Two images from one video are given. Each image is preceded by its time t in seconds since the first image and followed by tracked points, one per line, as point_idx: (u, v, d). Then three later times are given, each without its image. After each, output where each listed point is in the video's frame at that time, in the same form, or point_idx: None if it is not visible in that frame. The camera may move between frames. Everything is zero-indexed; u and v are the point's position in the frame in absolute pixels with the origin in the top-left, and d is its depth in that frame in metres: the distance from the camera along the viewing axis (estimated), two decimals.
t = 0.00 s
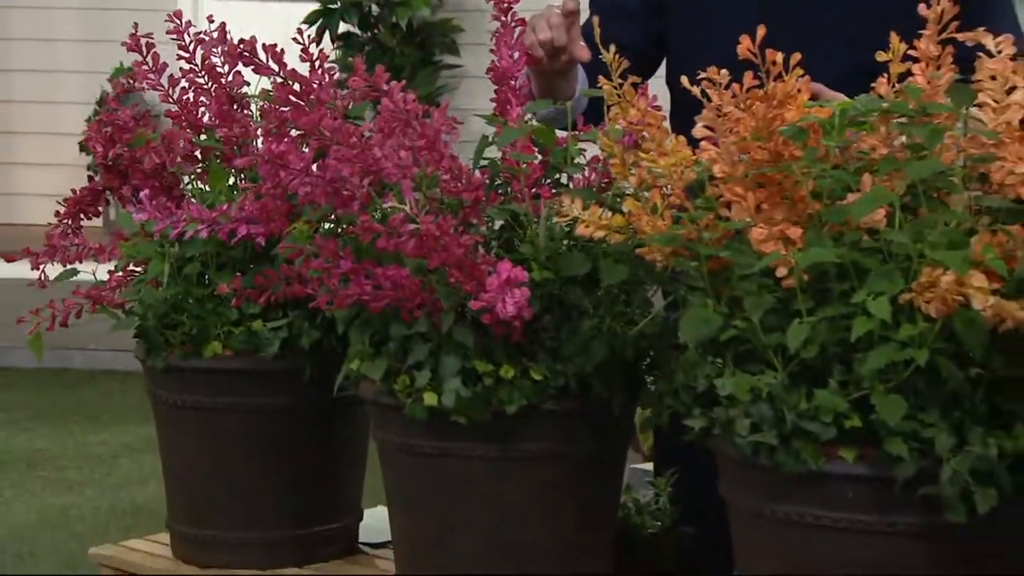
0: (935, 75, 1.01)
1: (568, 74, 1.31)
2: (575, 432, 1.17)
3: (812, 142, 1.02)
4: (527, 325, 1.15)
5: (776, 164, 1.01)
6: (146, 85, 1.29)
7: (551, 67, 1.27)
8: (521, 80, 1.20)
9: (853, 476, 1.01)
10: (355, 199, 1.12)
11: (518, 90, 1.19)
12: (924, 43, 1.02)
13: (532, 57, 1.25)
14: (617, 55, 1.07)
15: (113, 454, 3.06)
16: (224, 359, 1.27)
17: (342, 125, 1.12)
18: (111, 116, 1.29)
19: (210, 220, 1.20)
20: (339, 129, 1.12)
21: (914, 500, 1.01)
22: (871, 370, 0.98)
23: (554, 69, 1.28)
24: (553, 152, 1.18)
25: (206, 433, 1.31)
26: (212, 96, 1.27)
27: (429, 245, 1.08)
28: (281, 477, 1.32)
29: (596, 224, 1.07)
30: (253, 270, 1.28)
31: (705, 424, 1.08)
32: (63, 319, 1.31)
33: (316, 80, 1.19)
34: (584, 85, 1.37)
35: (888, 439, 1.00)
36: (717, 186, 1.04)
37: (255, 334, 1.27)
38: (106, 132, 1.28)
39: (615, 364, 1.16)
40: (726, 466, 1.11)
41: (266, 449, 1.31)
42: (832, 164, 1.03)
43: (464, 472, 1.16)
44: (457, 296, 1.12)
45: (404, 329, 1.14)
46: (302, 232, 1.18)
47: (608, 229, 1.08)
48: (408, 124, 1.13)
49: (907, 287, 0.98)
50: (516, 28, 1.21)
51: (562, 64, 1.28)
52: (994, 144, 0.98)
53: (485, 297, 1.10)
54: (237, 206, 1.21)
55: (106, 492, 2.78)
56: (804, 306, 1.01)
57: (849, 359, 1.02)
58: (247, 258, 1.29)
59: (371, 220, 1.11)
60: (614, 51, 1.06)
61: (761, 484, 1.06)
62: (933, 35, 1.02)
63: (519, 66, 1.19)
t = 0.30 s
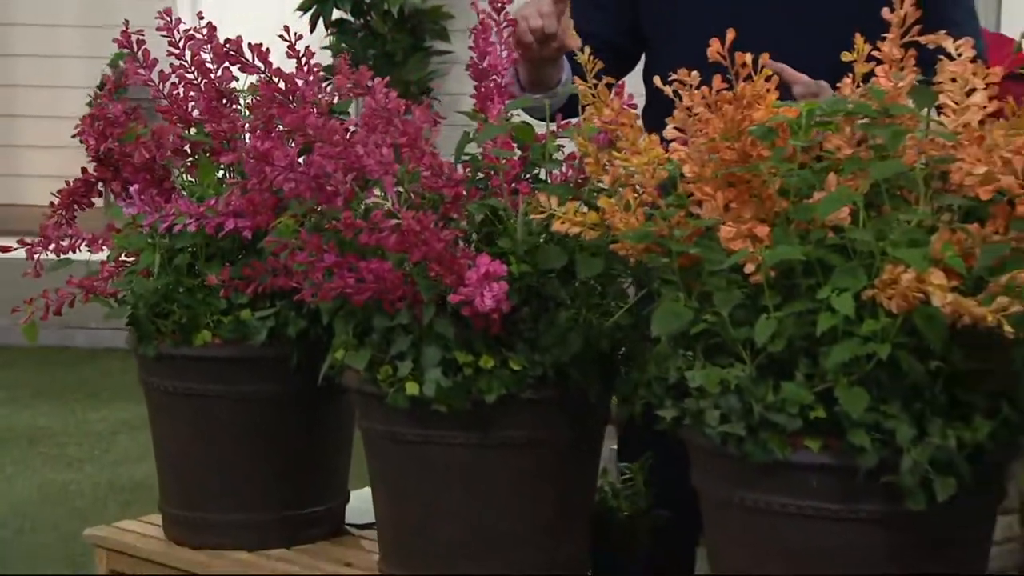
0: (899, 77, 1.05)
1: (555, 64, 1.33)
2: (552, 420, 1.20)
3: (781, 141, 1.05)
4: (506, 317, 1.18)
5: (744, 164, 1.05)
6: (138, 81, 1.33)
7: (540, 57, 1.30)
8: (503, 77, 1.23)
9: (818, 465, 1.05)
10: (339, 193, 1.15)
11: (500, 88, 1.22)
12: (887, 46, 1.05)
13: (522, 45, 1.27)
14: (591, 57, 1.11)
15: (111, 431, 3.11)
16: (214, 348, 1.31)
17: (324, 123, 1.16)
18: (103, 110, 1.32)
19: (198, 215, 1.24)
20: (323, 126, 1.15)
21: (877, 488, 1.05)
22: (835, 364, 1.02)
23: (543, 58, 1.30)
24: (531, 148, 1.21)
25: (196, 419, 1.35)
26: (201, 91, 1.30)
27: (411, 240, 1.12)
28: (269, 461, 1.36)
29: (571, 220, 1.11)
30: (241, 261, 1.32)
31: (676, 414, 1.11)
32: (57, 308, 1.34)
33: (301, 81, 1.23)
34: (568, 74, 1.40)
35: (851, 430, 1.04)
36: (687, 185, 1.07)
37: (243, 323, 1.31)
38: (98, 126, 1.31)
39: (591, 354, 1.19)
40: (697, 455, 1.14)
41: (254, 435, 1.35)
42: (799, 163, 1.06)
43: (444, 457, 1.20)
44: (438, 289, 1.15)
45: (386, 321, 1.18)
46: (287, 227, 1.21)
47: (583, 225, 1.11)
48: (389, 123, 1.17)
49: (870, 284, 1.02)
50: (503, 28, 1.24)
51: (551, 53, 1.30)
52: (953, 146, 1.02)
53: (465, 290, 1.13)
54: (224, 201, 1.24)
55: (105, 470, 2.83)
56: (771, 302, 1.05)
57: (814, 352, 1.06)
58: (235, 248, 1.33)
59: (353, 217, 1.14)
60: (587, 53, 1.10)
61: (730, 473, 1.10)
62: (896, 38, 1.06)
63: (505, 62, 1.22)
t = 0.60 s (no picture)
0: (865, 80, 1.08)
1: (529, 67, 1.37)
2: (530, 410, 1.24)
3: (751, 143, 1.10)
4: (487, 312, 1.22)
5: (715, 167, 1.08)
6: (129, 79, 1.36)
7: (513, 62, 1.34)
8: (484, 77, 1.26)
9: (786, 458, 1.08)
10: (324, 191, 1.18)
11: (481, 87, 1.25)
12: (853, 50, 1.09)
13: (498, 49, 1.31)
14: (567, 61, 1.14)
15: (111, 412, 3.16)
16: (204, 340, 1.35)
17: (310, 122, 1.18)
18: (95, 107, 1.35)
19: (187, 211, 1.28)
20: (308, 126, 1.18)
21: (842, 479, 1.09)
22: (802, 360, 1.05)
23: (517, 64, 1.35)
24: (512, 147, 1.24)
25: (186, 406, 1.38)
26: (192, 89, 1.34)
27: (393, 238, 1.14)
28: (259, 448, 1.40)
29: (549, 219, 1.14)
30: (230, 256, 1.35)
31: (650, 407, 1.15)
32: (51, 300, 1.37)
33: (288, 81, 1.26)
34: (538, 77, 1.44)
35: (817, 424, 1.07)
36: (661, 186, 1.11)
37: (232, 316, 1.34)
38: (90, 122, 1.35)
39: (569, 348, 1.23)
40: (670, 447, 1.18)
41: (243, 422, 1.39)
42: (768, 164, 1.09)
43: (426, 445, 1.23)
44: (419, 285, 1.19)
45: (370, 315, 1.21)
46: (273, 225, 1.25)
47: (560, 224, 1.14)
48: (373, 124, 1.20)
49: (835, 283, 1.05)
50: (485, 31, 1.27)
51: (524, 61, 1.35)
52: (915, 150, 1.05)
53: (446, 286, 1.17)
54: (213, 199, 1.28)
55: (105, 450, 2.88)
56: (740, 300, 1.08)
57: (783, 348, 1.09)
58: (223, 243, 1.36)
59: (337, 215, 1.17)
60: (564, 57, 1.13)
61: (701, 464, 1.13)
62: (862, 44, 1.09)
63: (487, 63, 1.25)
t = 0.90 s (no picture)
0: (833, 85, 1.12)
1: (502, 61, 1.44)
2: (512, 404, 1.28)
3: (724, 146, 1.13)
4: (469, 308, 1.25)
5: (688, 170, 1.11)
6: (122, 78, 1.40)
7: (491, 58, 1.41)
8: (465, 78, 1.27)
9: (756, 451, 1.12)
10: (310, 191, 1.20)
11: (464, 87, 1.27)
12: (823, 56, 1.12)
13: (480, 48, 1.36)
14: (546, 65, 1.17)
15: (110, 394, 3.20)
16: (195, 333, 1.38)
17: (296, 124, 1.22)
18: (89, 104, 1.40)
19: (178, 209, 1.32)
20: (294, 127, 1.22)
21: (811, 473, 1.12)
22: (772, 358, 1.08)
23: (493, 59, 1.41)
24: (494, 146, 1.28)
25: (178, 397, 1.42)
26: (183, 88, 1.37)
27: (377, 237, 1.17)
28: (250, 439, 1.44)
29: (528, 219, 1.17)
30: (220, 251, 1.38)
31: (626, 402, 1.18)
32: (46, 293, 1.41)
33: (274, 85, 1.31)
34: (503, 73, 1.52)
35: (787, 419, 1.10)
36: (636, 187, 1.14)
37: (223, 310, 1.38)
38: (85, 119, 1.39)
39: (549, 343, 1.26)
40: (646, 440, 1.21)
41: (233, 413, 1.42)
42: (740, 166, 1.12)
43: (411, 439, 1.27)
44: (403, 282, 1.22)
45: (356, 311, 1.25)
46: (262, 223, 1.28)
47: (539, 224, 1.17)
48: (359, 125, 1.23)
49: (804, 283, 1.08)
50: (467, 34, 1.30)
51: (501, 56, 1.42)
52: (880, 155, 1.08)
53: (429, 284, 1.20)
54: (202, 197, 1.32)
55: (105, 431, 2.93)
56: (712, 299, 1.11)
57: (755, 346, 1.12)
58: (213, 238, 1.40)
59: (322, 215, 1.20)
60: (543, 62, 1.16)
61: (676, 458, 1.17)
62: (829, 50, 1.12)
63: (468, 64, 1.27)
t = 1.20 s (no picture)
0: (804, 88, 1.15)
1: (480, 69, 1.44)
2: (495, 396, 1.31)
3: (699, 146, 1.16)
4: (454, 302, 1.28)
5: (664, 171, 1.15)
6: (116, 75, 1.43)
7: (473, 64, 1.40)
8: (446, 77, 1.30)
9: (730, 444, 1.15)
10: (299, 188, 1.23)
11: (447, 85, 1.30)
12: (795, 59, 1.15)
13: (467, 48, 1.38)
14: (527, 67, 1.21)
15: (112, 376, 3.25)
16: (189, 325, 1.42)
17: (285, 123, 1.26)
18: (85, 101, 1.44)
19: (170, 206, 1.35)
20: (283, 127, 1.26)
21: (782, 465, 1.15)
22: (745, 353, 1.11)
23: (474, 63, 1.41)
24: (477, 145, 1.32)
25: (172, 386, 1.46)
26: (176, 85, 1.41)
27: (364, 234, 1.21)
28: (242, 428, 1.47)
29: (510, 216, 1.20)
30: (212, 245, 1.42)
31: (604, 395, 1.22)
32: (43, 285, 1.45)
33: (262, 85, 1.35)
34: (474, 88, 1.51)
35: (759, 413, 1.14)
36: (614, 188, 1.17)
37: (216, 302, 1.41)
38: (82, 115, 1.44)
39: (532, 336, 1.30)
40: (624, 431, 1.25)
41: (226, 403, 1.46)
42: (715, 167, 1.16)
43: (398, 430, 1.30)
44: (388, 277, 1.25)
45: (343, 305, 1.28)
46: (251, 219, 1.32)
47: (520, 222, 1.20)
48: (346, 125, 1.27)
49: (776, 281, 1.11)
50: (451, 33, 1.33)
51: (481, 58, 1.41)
52: (850, 156, 1.12)
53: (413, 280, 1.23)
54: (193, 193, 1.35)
55: (106, 413, 2.97)
56: (687, 296, 1.15)
57: (729, 341, 1.15)
58: (205, 232, 1.43)
59: (311, 213, 1.23)
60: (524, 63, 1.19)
61: (652, 450, 1.21)
62: (802, 53, 1.16)
63: (453, 64, 1.30)
